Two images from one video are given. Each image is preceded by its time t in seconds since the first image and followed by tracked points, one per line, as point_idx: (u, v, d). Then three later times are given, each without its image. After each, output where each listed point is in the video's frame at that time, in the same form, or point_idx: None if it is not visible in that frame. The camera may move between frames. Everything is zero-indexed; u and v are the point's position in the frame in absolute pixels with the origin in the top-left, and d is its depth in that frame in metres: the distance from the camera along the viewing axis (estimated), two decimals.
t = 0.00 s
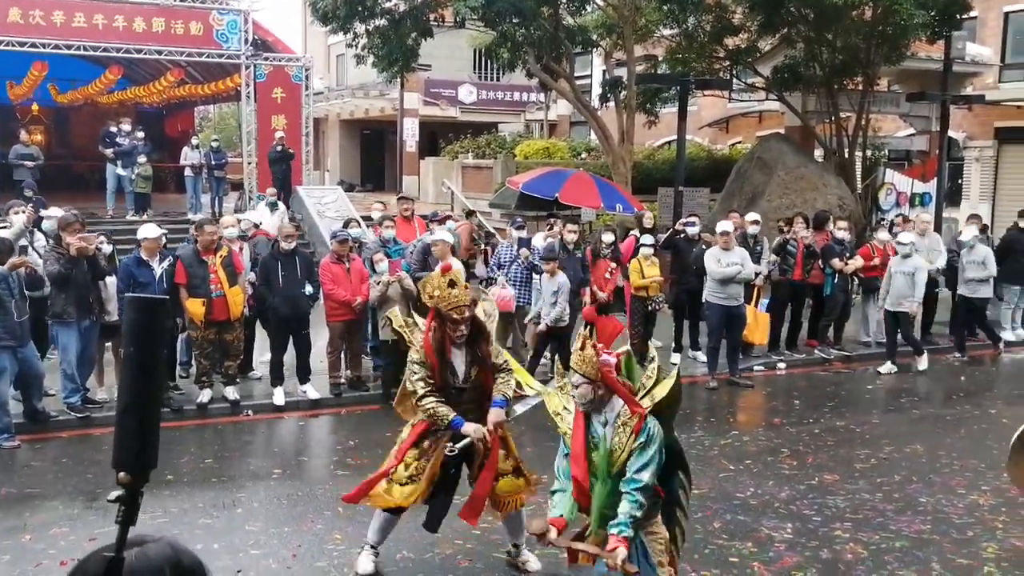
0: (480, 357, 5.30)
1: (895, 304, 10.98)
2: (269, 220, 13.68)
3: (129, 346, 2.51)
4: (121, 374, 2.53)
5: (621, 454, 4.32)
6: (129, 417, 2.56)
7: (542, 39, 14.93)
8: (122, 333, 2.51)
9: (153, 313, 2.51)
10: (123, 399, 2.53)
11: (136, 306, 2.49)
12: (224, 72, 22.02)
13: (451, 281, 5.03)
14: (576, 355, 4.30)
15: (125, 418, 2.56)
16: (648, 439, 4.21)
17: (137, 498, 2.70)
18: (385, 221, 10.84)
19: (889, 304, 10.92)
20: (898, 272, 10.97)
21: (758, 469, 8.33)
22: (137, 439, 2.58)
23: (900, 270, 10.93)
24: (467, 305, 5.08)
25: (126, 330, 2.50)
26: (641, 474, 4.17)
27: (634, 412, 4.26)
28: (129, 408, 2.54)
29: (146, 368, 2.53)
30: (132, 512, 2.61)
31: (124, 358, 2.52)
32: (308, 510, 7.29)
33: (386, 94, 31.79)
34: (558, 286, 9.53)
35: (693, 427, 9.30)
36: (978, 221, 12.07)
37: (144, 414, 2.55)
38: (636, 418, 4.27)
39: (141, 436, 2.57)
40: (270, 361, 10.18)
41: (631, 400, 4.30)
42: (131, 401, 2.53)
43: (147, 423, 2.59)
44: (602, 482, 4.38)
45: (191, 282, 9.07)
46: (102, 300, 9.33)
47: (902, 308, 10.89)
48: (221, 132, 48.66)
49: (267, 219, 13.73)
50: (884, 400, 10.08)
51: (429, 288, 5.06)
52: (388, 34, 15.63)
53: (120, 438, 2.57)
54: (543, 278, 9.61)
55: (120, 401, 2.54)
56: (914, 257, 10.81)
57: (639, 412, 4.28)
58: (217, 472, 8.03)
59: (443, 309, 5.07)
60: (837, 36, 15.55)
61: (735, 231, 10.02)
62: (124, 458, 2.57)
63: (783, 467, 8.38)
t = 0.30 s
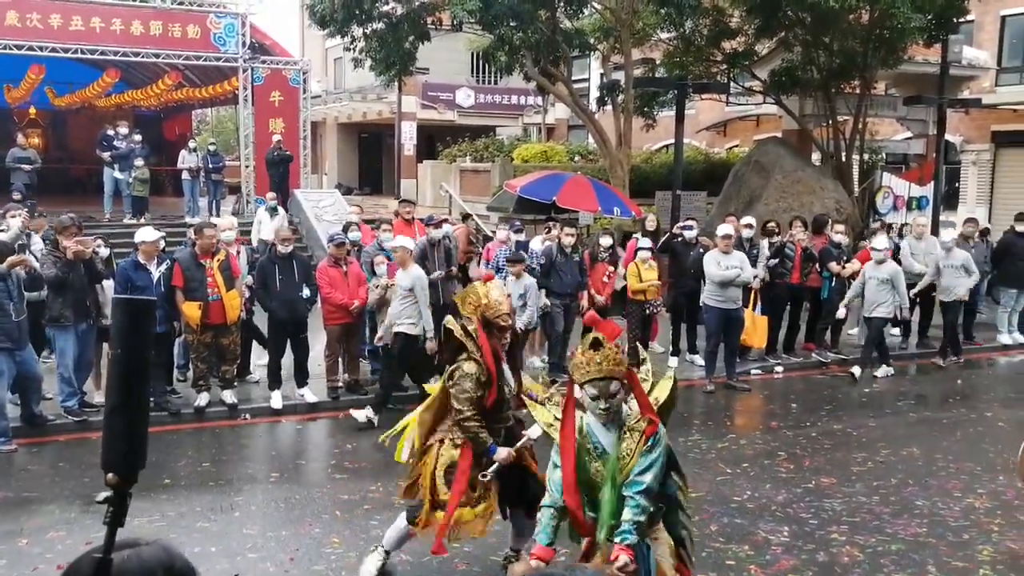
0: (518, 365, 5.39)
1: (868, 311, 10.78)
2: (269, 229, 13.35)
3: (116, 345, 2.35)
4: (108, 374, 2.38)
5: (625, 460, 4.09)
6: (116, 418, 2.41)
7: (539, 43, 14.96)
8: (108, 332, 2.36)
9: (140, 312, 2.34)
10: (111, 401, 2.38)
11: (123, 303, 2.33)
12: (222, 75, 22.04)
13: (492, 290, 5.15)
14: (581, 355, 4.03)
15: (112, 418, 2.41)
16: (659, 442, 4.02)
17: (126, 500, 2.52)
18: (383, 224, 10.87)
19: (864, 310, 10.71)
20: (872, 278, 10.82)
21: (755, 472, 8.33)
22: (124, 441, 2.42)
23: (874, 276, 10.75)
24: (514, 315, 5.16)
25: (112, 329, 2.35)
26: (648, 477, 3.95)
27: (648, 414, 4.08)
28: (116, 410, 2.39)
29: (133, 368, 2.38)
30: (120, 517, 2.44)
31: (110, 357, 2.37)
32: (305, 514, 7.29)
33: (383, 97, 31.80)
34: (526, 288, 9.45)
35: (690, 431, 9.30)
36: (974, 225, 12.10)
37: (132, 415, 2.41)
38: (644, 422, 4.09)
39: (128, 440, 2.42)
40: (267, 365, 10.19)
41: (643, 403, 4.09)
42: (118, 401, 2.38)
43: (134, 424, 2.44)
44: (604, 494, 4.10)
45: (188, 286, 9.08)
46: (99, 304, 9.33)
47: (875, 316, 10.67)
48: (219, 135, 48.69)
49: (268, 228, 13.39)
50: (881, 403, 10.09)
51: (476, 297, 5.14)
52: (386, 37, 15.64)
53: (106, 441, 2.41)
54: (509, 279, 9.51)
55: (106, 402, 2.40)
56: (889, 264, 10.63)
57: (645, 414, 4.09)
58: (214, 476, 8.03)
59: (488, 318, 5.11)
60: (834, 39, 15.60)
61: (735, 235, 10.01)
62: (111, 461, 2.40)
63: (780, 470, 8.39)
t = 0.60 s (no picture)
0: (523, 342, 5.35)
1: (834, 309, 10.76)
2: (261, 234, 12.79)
3: (108, 344, 2.26)
4: (99, 373, 2.29)
5: (639, 464, 4.10)
6: (108, 419, 2.30)
7: (529, 43, 14.97)
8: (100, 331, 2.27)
9: (135, 312, 2.27)
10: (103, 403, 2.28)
11: (113, 303, 2.25)
12: (211, 75, 22.03)
13: (497, 271, 5.08)
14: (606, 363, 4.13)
15: (104, 419, 2.30)
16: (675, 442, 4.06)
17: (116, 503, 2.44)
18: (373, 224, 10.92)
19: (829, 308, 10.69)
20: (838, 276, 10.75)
21: (744, 472, 8.35)
22: (116, 444, 2.30)
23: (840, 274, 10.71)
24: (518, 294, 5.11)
25: (105, 328, 2.26)
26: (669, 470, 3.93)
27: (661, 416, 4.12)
28: (108, 410, 2.29)
29: (128, 369, 2.28)
30: (113, 524, 2.38)
31: (102, 358, 2.27)
32: (295, 514, 7.30)
33: (374, 97, 31.78)
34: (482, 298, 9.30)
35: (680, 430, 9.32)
36: (961, 225, 12.14)
37: (124, 417, 2.30)
38: (657, 424, 4.13)
39: (120, 442, 2.31)
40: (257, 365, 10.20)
41: (656, 403, 4.13)
42: (110, 404, 2.29)
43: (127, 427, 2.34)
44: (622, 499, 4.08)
45: (177, 286, 9.08)
46: (89, 305, 9.33)
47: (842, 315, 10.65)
48: (208, 136, 48.61)
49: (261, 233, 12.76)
50: (871, 402, 10.12)
51: (475, 275, 5.10)
52: (375, 38, 15.64)
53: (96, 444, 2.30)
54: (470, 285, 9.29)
55: (98, 402, 2.29)
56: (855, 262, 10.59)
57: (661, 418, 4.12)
58: (205, 476, 8.03)
59: (486, 297, 5.07)
60: (823, 39, 15.64)
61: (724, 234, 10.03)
62: (101, 462, 2.29)
63: (769, 470, 8.41)
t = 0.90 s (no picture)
0: (509, 339, 5.39)
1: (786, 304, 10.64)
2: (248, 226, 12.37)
3: (92, 346, 2.57)
4: (83, 377, 2.59)
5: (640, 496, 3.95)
6: (89, 419, 2.61)
7: (504, 36, 14.98)
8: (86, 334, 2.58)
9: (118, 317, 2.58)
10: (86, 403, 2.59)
11: (97, 306, 2.57)
12: (186, 69, 21.99)
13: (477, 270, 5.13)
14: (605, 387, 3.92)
15: (85, 418, 2.61)
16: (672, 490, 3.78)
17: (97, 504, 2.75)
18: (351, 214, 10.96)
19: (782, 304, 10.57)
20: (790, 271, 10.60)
21: (719, 464, 8.42)
22: (97, 441, 2.62)
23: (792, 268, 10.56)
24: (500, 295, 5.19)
25: (90, 332, 2.56)
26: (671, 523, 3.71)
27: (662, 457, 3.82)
28: (90, 411, 2.60)
29: (109, 370, 2.59)
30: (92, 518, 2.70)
31: (86, 361, 2.57)
32: (270, 510, 7.29)
33: (350, 91, 31.69)
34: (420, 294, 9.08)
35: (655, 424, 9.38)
36: (930, 218, 12.24)
37: (105, 417, 2.61)
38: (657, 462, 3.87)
39: (100, 441, 2.62)
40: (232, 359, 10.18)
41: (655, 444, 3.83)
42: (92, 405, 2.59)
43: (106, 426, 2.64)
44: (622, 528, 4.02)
45: (151, 280, 9.05)
46: (61, 299, 9.27)
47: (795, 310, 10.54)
48: (183, 128, 48.27)
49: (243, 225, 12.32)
50: (844, 395, 10.23)
51: (459, 278, 5.16)
52: (351, 31, 15.59)
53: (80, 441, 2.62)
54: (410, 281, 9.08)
55: (82, 401, 2.60)
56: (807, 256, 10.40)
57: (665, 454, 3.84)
58: (178, 472, 8.00)
59: (467, 298, 5.15)
60: (795, 35, 15.75)
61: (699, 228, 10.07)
62: (84, 459, 2.61)
63: (743, 462, 8.49)
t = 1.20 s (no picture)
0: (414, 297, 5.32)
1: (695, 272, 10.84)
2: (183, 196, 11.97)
3: (30, 334, 2.30)
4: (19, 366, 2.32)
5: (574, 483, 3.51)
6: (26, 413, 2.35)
7: (439, 8, 14.86)
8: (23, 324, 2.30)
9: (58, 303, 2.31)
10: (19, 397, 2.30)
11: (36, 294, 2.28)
12: (112, 38, 21.60)
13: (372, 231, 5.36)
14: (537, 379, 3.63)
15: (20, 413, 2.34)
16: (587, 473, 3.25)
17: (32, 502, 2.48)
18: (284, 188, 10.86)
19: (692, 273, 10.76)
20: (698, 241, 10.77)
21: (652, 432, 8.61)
22: (36, 434, 2.35)
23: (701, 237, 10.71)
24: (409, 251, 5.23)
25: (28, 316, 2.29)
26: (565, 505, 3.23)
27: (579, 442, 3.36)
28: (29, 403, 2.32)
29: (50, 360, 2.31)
30: (29, 519, 2.42)
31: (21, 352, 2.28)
32: (207, 489, 7.28)
33: (283, 62, 31.12)
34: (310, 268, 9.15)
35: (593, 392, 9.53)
36: (855, 188, 12.56)
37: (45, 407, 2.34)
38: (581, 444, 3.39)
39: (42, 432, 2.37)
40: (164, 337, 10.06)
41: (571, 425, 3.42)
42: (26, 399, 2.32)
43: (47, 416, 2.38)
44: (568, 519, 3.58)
45: (79, 256, 8.95)
46: None
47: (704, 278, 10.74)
48: (109, 101, 46.90)
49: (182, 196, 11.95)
50: (775, 361, 10.51)
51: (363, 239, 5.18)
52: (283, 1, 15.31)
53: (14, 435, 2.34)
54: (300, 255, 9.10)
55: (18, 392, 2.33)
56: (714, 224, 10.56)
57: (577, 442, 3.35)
58: (111, 454, 7.92)
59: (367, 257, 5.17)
60: (727, 8, 15.92)
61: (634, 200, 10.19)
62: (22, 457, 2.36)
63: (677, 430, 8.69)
